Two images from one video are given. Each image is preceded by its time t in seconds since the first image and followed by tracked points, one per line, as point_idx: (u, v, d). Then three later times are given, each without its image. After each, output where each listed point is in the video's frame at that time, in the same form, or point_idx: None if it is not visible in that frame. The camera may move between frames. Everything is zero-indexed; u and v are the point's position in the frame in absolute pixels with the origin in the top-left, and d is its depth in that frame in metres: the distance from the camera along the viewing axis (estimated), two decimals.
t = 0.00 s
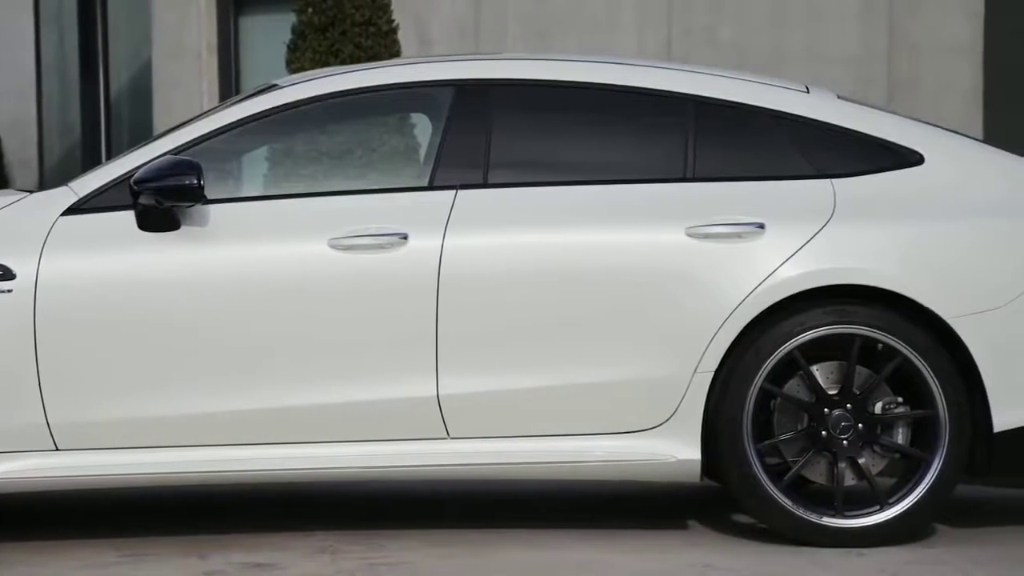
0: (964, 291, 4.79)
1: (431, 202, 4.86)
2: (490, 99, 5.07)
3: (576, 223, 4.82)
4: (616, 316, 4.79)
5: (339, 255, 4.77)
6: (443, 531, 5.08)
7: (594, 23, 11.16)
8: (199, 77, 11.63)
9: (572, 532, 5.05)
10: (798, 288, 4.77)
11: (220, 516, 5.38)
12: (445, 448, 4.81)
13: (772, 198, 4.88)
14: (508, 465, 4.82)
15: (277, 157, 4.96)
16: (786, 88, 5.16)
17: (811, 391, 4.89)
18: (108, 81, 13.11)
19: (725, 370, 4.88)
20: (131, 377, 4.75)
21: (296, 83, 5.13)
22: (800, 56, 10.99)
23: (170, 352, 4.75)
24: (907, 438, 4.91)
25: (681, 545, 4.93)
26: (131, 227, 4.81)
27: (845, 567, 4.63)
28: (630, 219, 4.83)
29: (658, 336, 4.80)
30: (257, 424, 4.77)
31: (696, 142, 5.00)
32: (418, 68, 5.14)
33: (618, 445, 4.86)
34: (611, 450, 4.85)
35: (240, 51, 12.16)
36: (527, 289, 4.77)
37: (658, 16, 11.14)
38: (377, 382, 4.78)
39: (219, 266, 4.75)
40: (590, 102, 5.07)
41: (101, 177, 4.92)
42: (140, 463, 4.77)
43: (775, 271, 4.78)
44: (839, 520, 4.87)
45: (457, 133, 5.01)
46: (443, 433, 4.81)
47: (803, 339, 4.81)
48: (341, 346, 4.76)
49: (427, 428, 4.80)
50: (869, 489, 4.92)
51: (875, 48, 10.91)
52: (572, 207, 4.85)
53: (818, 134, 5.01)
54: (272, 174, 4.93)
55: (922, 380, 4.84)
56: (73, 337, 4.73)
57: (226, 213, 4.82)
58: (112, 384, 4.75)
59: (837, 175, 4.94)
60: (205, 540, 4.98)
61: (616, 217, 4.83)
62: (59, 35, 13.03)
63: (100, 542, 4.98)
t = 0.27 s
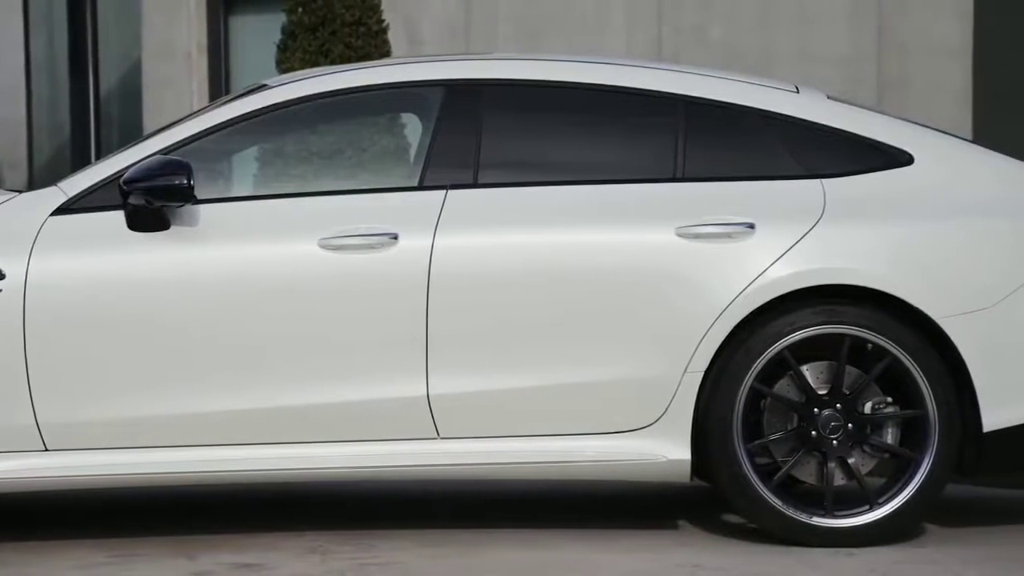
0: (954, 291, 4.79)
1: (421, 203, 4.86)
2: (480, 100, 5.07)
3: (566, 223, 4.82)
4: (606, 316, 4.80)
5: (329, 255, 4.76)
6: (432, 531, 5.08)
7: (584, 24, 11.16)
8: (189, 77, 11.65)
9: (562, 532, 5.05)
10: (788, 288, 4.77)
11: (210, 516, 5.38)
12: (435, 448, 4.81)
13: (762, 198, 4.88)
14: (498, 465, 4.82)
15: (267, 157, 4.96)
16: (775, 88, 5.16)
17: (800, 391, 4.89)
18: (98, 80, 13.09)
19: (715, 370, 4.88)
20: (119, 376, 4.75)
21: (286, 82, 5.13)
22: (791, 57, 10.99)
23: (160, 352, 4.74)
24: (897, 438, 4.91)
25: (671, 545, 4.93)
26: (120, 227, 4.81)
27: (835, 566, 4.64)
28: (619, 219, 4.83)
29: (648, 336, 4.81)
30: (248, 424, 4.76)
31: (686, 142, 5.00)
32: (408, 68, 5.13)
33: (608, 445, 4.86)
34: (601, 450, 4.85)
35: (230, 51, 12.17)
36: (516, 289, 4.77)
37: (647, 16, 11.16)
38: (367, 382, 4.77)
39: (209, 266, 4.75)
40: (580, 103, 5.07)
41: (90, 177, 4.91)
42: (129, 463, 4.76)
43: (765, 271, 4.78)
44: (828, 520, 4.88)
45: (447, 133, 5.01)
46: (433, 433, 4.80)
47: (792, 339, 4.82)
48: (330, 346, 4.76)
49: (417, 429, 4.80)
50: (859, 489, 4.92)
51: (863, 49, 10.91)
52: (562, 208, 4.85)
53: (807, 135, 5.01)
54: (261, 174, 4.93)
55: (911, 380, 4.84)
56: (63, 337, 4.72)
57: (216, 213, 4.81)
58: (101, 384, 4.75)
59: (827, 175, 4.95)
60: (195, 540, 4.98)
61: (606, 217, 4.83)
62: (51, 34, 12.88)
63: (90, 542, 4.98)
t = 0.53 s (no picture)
0: (941, 291, 4.80)
1: (409, 203, 4.85)
2: (468, 99, 5.07)
3: (554, 223, 4.82)
4: (594, 316, 4.80)
5: (317, 255, 4.76)
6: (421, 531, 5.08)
7: (573, 23, 11.16)
8: (177, 76, 11.67)
9: (550, 532, 5.05)
10: (776, 288, 4.78)
11: (198, 517, 5.37)
12: (424, 448, 4.81)
13: (750, 198, 4.89)
14: (487, 465, 4.82)
15: (255, 157, 4.95)
16: (763, 88, 5.17)
17: (788, 391, 4.90)
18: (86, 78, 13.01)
19: (703, 370, 4.88)
20: (106, 377, 4.74)
21: (274, 82, 5.13)
22: (781, 56, 10.99)
23: (148, 352, 4.74)
24: (884, 438, 4.92)
25: (659, 545, 4.94)
26: (108, 227, 4.80)
27: (823, 566, 4.64)
28: (607, 219, 4.83)
29: (635, 337, 4.81)
30: (236, 425, 4.76)
31: (674, 142, 5.00)
32: (396, 68, 5.13)
33: (596, 445, 4.86)
34: (589, 450, 4.85)
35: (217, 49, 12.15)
36: (504, 290, 4.77)
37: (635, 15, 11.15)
38: (355, 382, 4.77)
39: (197, 266, 4.74)
40: (568, 103, 5.07)
41: (78, 177, 4.90)
42: (117, 464, 4.76)
43: (753, 271, 4.78)
44: (816, 520, 4.88)
45: (435, 133, 5.01)
46: (421, 433, 4.80)
47: (780, 339, 4.82)
48: (318, 347, 4.76)
49: (405, 429, 4.80)
50: (847, 489, 4.93)
51: (851, 48, 10.93)
52: (550, 208, 4.85)
53: (795, 135, 5.02)
54: (249, 174, 4.92)
55: (899, 380, 4.85)
56: (50, 337, 4.72)
57: (204, 213, 4.81)
58: (88, 385, 4.74)
59: (815, 175, 4.95)
60: (184, 540, 4.98)
61: (594, 217, 4.83)
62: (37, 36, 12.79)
63: (77, 543, 4.97)
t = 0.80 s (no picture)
0: (929, 292, 4.81)
1: (398, 202, 4.85)
2: (456, 99, 5.07)
3: (542, 223, 4.82)
4: (583, 316, 4.80)
5: (306, 255, 4.76)
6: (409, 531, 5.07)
7: (562, 24, 11.17)
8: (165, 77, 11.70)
9: (539, 532, 5.05)
10: (764, 288, 4.78)
11: (186, 517, 5.36)
12: (412, 448, 4.81)
13: (738, 198, 4.89)
14: (475, 465, 4.82)
15: (243, 157, 4.95)
16: (751, 88, 5.17)
17: (777, 391, 4.90)
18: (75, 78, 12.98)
19: (691, 370, 4.88)
20: (93, 377, 4.73)
21: (262, 82, 5.12)
22: (770, 57, 11.00)
23: (135, 352, 4.73)
24: (873, 438, 4.92)
25: (648, 545, 4.94)
26: (96, 227, 4.79)
27: (812, 566, 4.65)
28: (596, 219, 4.83)
29: (624, 337, 4.81)
30: (223, 425, 4.75)
31: (662, 142, 5.01)
32: (385, 68, 5.13)
33: (585, 445, 4.86)
34: (577, 451, 4.85)
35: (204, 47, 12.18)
36: (492, 289, 4.77)
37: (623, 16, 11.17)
38: (344, 382, 4.77)
39: (185, 266, 4.74)
40: (557, 103, 5.08)
41: (65, 177, 4.89)
42: (104, 464, 4.75)
43: (741, 271, 4.79)
44: (805, 520, 4.89)
45: (423, 133, 5.00)
46: (410, 433, 4.80)
47: (768, 339, 4.83)
48: (306, 346, 4.75)
49: (394, 429, 4.79)
50: (835, 489, 4.93)
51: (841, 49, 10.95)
52: (539, 207, 4.85)
53: (783, 135, 5.03)
54: (237, 174, 4.92)
55: (887, 379, 4.85)
56: (38, 337, 4.71)
57: (192, 213, 4.80)
58: (75, 385, 4.73)
59: (803, 175, 4.96)
60: (173, 540, 4.97)
61: (583, 217, 4.83)
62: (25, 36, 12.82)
63: (65, 543, 4.96)
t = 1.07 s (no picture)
0: (918, 292, 4.81)
1: (388, 203, 4.85)
2: (446, 99, 5.07)
3: (532, 223, 4.82)
4: (572, 316, 4.80)
5: (295, 255, 4.75)
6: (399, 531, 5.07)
7: (552, 23, 11.17)
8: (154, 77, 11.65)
9: (529, 532, 5.05)
10: (754, 288, 4.78)
11: (175, 518, 5.36)
12: (402, 448, 4.81)
13: (728, 198, 4.90)
14: (465, 465, 4.82)
15: (233, 157, 4.95)
16: (740, 88, 5.18)
17: (766, 390, 4.90)
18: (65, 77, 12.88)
19: (681, 370, 4.89)
20: (82, 377, 4.72)
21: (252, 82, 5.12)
22: (760, 57, 11.01)
23: (123, 352, 4.73)
24: (862, 438, 4.93)
25: (637, 545, 4.94)
26: (85, 227, 4.79)
27: (801, 566, 4.65)
28: (586, 220, 4.83)
29: (613, 337, 4.81)
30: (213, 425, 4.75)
31: (652, 142, 5.01)
32: (375, 68, 5.13)
33: (574, 445, 4.86)
34: (567, 450, 4.85)
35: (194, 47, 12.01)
36: (482, 289, 4.77)
37: (613, 16, 11.16)
38: (333, 382, 4.77)
39: (174, 266, 4.73)
40: (547, 103, 5.08)
41: (55, 177, 4.89)
42: (93, 464, 4.74)
43: (731, 271, 4.79)
44: (794, 520, 4.89)
45: (413, 133, 5.00)
46: (399, 433, 4.79)
47: (758, 339, 4.83)
48: (295, 347, 4.75)
49: (384, 429, 4.79)
50: (824, 488, 4.94)
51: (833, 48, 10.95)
52: (528, 207, 4.85)
53: (773, 135, 5.03)
54: (227, 174, 4.91)
55: (876, 379, 4.86)
56: (27, 337, 4.70)
57: (182, 213, 4.80)
58: (63, 385, 4.72)
59: (792, 176, 4.96)
60: (162, 540, 4.97)
61: (573, 218, 4.83)
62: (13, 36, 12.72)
63: (53, 543, 4.96)
